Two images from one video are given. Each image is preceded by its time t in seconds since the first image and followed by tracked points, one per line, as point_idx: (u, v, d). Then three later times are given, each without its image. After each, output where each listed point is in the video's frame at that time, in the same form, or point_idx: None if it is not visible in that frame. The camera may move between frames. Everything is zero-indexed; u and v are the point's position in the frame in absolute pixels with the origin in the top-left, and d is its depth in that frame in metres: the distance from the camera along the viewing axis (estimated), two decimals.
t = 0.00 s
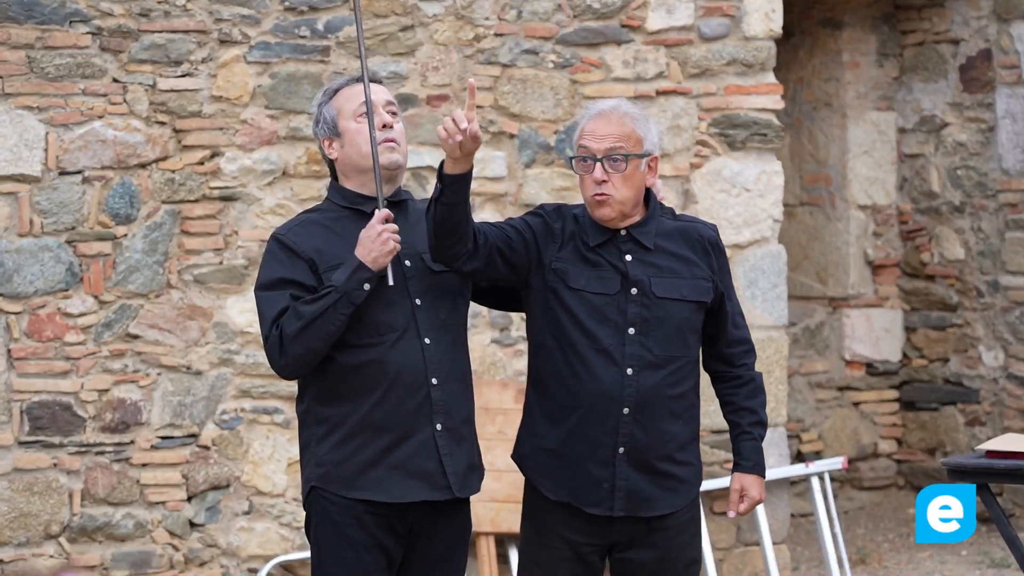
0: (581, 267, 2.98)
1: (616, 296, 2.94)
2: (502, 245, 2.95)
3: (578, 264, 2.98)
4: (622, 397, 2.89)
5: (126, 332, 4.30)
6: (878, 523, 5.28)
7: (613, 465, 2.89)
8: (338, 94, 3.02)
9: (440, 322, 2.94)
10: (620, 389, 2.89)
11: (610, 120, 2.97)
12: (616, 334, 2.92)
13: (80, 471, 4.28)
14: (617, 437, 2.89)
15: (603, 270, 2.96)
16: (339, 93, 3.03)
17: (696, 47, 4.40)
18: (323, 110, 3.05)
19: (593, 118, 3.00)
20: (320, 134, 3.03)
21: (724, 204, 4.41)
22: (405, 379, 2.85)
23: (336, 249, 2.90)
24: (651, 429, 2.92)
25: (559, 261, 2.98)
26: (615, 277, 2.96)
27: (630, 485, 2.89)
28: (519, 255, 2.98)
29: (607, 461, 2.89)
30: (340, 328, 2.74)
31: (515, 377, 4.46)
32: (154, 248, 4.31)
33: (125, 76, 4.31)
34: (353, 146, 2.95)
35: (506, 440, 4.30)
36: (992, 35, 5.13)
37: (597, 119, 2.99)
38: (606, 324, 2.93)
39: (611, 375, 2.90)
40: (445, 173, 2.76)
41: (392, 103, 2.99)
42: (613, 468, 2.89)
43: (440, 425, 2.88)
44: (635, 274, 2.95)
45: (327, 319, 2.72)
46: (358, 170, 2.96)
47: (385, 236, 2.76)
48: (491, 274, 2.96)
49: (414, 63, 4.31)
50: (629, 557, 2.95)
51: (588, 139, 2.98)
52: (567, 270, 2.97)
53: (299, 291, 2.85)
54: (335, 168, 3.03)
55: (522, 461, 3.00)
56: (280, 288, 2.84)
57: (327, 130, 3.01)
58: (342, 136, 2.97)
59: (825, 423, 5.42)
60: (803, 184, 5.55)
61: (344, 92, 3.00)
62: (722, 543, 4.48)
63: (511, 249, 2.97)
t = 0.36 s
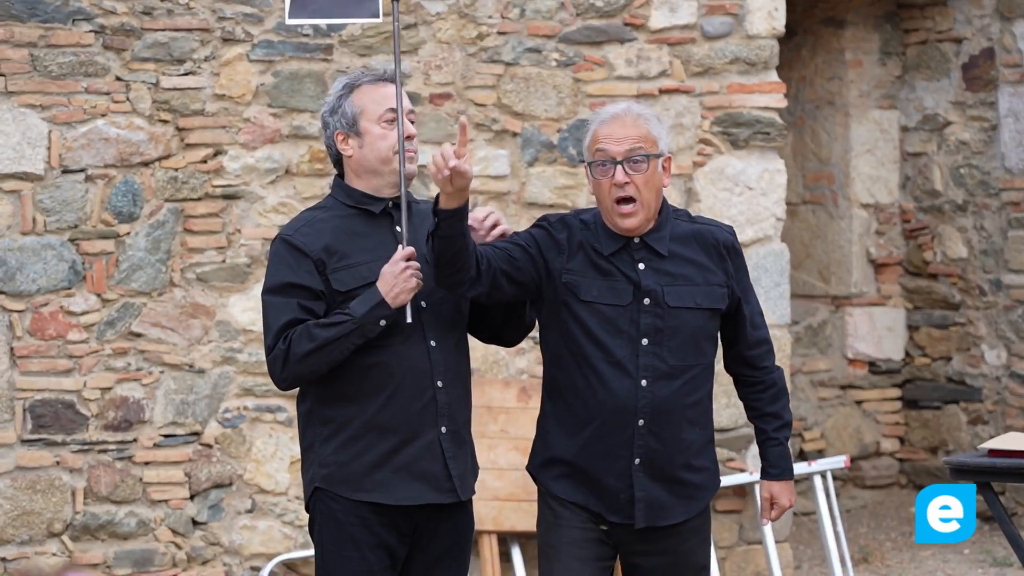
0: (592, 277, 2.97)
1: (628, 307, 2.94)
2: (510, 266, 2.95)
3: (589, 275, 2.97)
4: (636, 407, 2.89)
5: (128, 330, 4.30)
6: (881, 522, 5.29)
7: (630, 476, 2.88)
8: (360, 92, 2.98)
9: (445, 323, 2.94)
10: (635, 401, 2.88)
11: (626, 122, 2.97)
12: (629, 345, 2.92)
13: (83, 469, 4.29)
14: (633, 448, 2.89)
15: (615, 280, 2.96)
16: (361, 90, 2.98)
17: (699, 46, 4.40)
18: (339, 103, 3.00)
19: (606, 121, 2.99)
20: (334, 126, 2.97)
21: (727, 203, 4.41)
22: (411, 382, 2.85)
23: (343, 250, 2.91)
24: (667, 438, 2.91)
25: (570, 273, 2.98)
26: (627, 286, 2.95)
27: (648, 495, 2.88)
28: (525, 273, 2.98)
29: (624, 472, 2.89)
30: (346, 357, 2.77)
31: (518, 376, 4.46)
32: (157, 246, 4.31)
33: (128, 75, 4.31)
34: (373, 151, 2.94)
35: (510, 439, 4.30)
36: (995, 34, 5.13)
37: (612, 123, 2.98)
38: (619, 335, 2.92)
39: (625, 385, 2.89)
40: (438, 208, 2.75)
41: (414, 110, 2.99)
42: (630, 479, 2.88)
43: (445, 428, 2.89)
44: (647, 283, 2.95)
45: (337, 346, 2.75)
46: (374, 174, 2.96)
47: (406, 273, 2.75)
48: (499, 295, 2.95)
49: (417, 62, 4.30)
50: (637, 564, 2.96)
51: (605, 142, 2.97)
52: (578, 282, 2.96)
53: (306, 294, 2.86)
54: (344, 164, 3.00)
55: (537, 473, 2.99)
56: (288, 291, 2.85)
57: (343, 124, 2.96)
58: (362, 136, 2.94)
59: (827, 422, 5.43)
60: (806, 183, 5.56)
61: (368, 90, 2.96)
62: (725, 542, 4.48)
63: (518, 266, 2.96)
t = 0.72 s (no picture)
0: (543, 307, 2.68)
1: (582, 336, 2.65)
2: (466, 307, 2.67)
3: (540, 303, 2.68)
4: (593, 439, 2.60)
5: (130, 329, 4.30)
6: (882, 520, 5.30)
7: (591, 510, 2.60)
8: (360, 91, 2.99)
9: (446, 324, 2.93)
10: (592, 432, 2.60)
11: (593, 139, 2.70)
12: (584, 376, 2.63)
13: (85, 468, 4.29)
14: (593, 480, 2.60)
15: (568, 308, 2.66)
16: (360, 89, 3.00)
17: (700, 44, 4.40)
18: (339, 102, 3.01)
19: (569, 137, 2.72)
20: (335, 125, 2.99)
21: (728, 201, 4.42)
22: (410, 384, 2.86)
23: (344, 251, 2.91)
24: (630, 470, 2.62)
25: (521, 305, 2.68)
26: (581, 313, 2.66)
27: (611, 529, 2.60)
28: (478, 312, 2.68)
29: (585, 506, 2.60)
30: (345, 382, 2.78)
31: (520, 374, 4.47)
32: (159, 245, 4.31)
33: (129, 74, 4.31)
34: (372, 148, 2.94)
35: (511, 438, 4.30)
36: (996, 32, 5.13)
37: (575, 139, 2.70)
38: (573, 365, 2.64)
39: (580, 416, 2.61)
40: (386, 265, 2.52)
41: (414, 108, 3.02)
42: (592, 512, 2.60)
43: (445, 429, 2.88)
44: (602, 309, 2.66)
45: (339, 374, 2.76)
46: (375, 171, 2.96)
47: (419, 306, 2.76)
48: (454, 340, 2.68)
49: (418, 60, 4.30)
50: None
51: (568, 159, 2.69)
52: (529, 313, 2.67)
53: (303, 297, 2.84)
54: (345, 161, 3.01)
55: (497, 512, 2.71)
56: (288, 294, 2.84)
57: (343, 122, 2.97)
58: (363, 134, 2.95)
59: (829, 420, 5.43)
60: (807, 181, 5.56)
61: (368, 88, 2.98)
62: (726, 540, 4.48)
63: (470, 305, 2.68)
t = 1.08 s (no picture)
0: (475, 297, 2.57)
1: (519, 323, 2.54)
2: (423, 328, 2.55)
3: (472, 293, 2.57)
4: (532, 427, 2.51)
5: (132, 327, 4.30)
6: (885, 518, 5.31)
7: (535, 502, 2.51)
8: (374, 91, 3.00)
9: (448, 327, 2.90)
10: (530, 419, 2.51)
11: (529, 111, 2.60)
12: (522, 363, 2.53)
13: (87, 466, 4.29)
14: (535, 471, 2.51)
15: (502, 295, 2.56)
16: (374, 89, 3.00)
17: (703, 42, 4.40)
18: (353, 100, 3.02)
19: (505, 111, 2.61)
20: (349, 124, 3.00)
21: (731, 199, 4.42)
22: (407, 389, 2.84)
23: (348, 251, 2.92)
24: (572, 458, 2.52)
25: (452, 297, 2.57)
26: (515, 300, 2.56)
27: (557, 522, 2.50)
28: (428, 315, 2.56)
29: (528, 498, 2.51)
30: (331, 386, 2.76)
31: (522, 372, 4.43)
32: (161, 243, 4.32)
33: (132, 72, 4.31)
34: (386, 149, 2.96)
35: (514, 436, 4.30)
36: (998, 31, 5.13)
37: (511, 113, 2.60)
38: (509, 354, 2.54)
39: (518, 403, 2.51)
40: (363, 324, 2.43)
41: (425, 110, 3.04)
42: (535, 505, 2.51)
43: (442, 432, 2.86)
44: (538, 293, 2.56)
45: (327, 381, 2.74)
46: (387, 173, 2.99)
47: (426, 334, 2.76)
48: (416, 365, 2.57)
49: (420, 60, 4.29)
50: None
51: (505, 134, 2.58)
52: (461, 304, 2.56)
53: (298, 298, 2.83)
54: (357, 160, 3.03)
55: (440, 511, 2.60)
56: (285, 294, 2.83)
57: (356, 122, 2.98)
58: (377, 135, 2.96)
59: (831, 419, 5.44)
60: (809, 180, 5.55)
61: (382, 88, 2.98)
62: (728, 538, 4.48)
63: (415, 315, 2.55)
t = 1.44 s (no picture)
0: (456, 309, 2.45)
1: (500, 336, 2.43)
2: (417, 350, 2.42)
3: (451, 304, 2.45)
4: (510, 444, 2.41)
5: (136, 324, 4.30)
6: (887, 517, 5.32)
7: (508, 525, 2.40)
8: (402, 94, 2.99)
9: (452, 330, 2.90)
10: (508, 437, 2.40)
11: (507, 119, 2.48)
12: (501, 378, 2.43)
13: (90, 463, 4.29)
14: (511, 493, 2.40)
15: (484, 308, 2.44)
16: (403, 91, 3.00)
17: (706, 41, 4.40)
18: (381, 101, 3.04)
19: (480, 119, 2.51)
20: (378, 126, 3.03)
21: (733, 198, 4.42)
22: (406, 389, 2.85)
23: (358, 248, 2.93)
24: (549, 479, 2.42)
25: (431, 308, 2.44)
26: (496, 313, 2.45)
27: (530, 545, 2.40)
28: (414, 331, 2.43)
29: (502, 519, 2.41)
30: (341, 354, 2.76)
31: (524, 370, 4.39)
32: (165, 240, 4.32)
33: (135, 69, 4.30)
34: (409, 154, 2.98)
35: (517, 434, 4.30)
36: (1001, 29, 5.14)
37: (486, 120, 2.49)
38: (489, 369, 2.43)
39: (496, 419, 2.41)
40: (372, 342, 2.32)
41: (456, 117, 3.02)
42: (509, 527, 2.40)
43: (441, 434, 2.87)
44: (520, 306, 2.45)
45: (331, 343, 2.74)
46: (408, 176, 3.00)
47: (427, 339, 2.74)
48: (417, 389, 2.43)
49: (423, 57, 4.31)
50: None
51: (481, 141, 2.47)
52: (441, 316, 2.43)
53: (307, 286, 2.86)
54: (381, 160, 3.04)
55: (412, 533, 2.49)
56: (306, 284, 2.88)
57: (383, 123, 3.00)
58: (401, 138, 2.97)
59: (834, 417, 5.44)
60: (812, 178, 5.55)
61: (412, 91, 2.98)
62: (731, 537, 4.48)
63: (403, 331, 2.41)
